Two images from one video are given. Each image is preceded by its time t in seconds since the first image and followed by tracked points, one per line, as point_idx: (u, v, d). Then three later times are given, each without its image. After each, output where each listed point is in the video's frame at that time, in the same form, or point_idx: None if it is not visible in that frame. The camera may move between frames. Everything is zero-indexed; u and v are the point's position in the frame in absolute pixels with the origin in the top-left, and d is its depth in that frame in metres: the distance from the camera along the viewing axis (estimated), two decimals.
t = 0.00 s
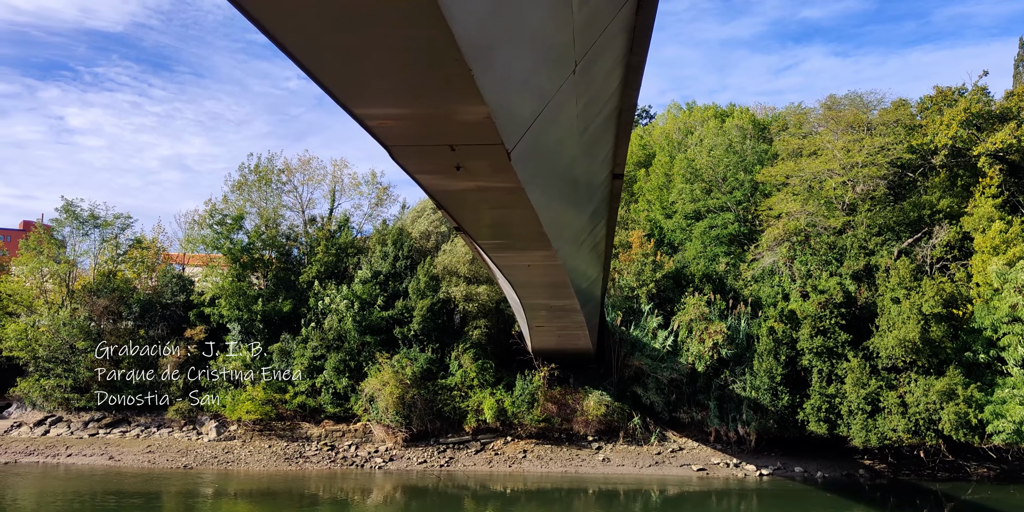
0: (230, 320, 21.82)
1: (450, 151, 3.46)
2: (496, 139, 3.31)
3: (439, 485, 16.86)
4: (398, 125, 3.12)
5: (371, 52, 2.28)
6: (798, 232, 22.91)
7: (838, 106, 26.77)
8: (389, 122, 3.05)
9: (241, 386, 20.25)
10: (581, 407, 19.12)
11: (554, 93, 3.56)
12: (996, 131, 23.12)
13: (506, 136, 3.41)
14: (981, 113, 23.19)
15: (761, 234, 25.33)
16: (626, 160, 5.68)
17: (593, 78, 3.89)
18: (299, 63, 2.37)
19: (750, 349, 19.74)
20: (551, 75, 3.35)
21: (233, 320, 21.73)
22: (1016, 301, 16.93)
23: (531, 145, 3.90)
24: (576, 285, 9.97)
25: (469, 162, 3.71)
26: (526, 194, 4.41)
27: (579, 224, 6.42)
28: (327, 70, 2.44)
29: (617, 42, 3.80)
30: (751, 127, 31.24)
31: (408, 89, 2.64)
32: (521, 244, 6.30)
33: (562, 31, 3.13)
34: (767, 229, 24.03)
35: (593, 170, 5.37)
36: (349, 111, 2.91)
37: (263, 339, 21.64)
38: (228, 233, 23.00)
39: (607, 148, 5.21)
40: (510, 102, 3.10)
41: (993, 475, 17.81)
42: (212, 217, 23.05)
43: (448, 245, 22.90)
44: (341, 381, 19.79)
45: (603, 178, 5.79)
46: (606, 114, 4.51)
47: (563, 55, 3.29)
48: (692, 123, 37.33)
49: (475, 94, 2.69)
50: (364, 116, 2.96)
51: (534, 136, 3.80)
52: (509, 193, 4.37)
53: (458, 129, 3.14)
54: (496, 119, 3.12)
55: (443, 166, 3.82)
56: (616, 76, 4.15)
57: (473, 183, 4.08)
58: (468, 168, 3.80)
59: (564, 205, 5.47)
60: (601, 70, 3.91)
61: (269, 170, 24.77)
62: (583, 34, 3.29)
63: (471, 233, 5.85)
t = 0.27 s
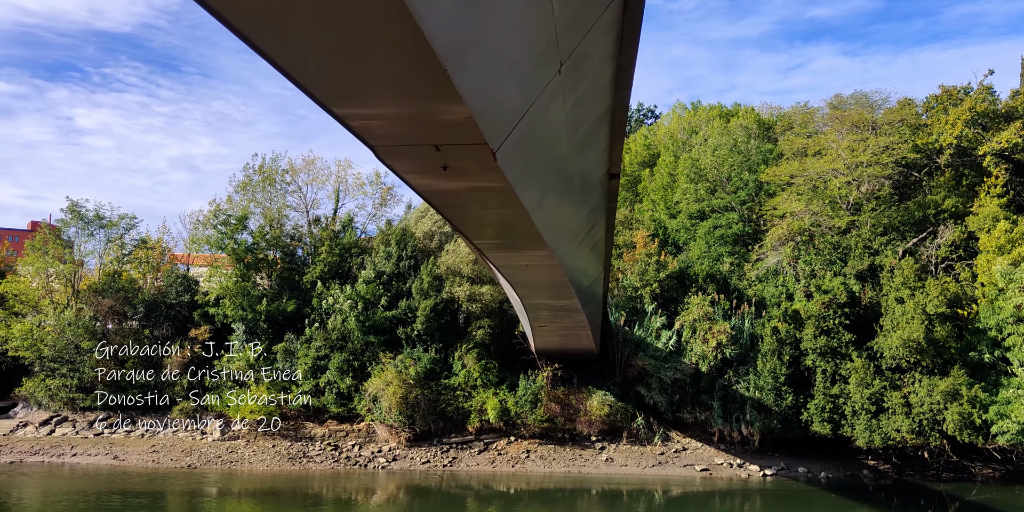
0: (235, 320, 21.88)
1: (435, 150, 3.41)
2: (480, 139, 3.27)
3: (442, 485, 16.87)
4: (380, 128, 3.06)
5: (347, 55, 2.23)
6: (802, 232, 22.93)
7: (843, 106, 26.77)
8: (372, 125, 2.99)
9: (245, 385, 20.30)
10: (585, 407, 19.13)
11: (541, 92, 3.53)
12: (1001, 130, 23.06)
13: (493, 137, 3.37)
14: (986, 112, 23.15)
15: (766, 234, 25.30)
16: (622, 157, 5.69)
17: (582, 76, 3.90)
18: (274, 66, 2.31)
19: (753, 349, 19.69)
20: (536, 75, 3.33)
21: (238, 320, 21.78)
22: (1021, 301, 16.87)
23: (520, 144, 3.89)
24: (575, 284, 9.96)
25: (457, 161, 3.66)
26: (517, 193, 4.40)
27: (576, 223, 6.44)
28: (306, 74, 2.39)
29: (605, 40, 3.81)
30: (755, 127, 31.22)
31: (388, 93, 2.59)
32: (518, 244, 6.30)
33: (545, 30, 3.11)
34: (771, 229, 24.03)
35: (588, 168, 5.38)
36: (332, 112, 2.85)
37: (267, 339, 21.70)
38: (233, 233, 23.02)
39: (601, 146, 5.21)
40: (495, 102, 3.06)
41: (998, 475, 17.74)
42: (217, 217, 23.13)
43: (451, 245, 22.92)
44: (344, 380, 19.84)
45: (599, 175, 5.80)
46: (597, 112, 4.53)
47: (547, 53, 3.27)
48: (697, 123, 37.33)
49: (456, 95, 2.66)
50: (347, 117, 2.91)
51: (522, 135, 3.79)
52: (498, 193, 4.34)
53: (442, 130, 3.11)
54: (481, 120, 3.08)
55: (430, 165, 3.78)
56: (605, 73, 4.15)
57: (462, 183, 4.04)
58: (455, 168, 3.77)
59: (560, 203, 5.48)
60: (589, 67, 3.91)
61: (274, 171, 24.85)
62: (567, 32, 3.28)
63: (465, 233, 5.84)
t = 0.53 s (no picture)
0: (235, 320, 21.89)
1: (416, 151, 3.39)
2: (460, 140, 3.25)
3: (442, 485, 16.87)
4: (359, 127, 3.04)
5: (314, 55, 2.21)
6: (803, 232, 22.95)
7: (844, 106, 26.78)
8: (349, 124, 2.97)
9: (246, 385, 20.31)
10: (585, 407, 19.13)
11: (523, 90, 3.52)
12: (1003, 130, 23.04)
13: (474, 138, 3.35)
14: (987, 112, 23.13)
15: (767, 233, 25.30)
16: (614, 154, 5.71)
17: (566, 73, 3.91)
18: (242, 65, 2.29)
19: (754, 349, 19.69)
20: (516, 74, 3.32)
21: (239, 321, 21.79)
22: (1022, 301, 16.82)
23: (506, 143, 3.88)
24: (572, 284, 9.97)
25: (440, 161, 3.65)
26: (505, 192, 4.41)
27: (570, 221, 6.45)
28: (275, 73, 2.38)
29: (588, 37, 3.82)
30: (756, 127, 31.23)
31: (360, 93, 2.58)
32: (511, 243, 6.28)
33: (523, 27, 3.11)
34: (772, 229, 24.04)
35: (580, 166, 5.39)
36: (308, 113, 2.84)
37: (268, 339, 21.72)
38: (234, 233, 23.04)
39: (591, 143, 5.23)
40: (473, 103, 3.04)
41: (999, 475, 17.72)
42: (218, 217, 23.16)
43: (451, 245, 22.92)
44: (345, 380, 19.84)
45: (592, 173, 5.82)
46: (588, 110, 4.55)
47: (527, 52, 3.26)
48: (699, 123, 37.35)
49: (430, 95, 2.64)
50: (323, 118, 2.90)
51: (507, 135, 3.78)
52: (486, 193, 4.33)
53: (420, 131, 3.08)
54: (460, 121, 3.05)
55: (413, 166, 3.75)
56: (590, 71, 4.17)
57: (446, 183, 4.02)
58: (439, 168, 3.75)
59: (552, 201, 5.50)
60: (573, 64, 3.92)
61: (275, 171, 24.87)
62: (546, 29, 3.29)
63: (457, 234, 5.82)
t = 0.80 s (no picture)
0: (236, 321, 21.92)
1: (397, 152, 3.39)
2: (440, 140, 3.25)
3: (441, 485, 16.88)
4: (337, 126, 3.05)
5: (282, 55, 2.23)
6: (803, 232, 22.98)
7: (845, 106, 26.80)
8: (327, 123, 2.97)
9: (246, 385, 20.33)
10: (584, 407, 19.14)
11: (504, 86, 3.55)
12: (1003, 130, 23.01)
13: (455, 138, 3.34)
14: (987, 111, 23.12)
15: (767, 233, 25.30)
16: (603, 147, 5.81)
17: (551, 69, 4.01)
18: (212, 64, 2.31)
19: (753, 349, 19.71)
20: (494, 74, 3.38)
21: (239, 321, 21.81)
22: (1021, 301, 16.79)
23: (493, 140, 3.93)
24: (566, 285, 10.02)
25: (423, 162, 3.65)
26: (494, 191, 4.44)
27: (561, 218, 6.52)
28: (245, 72, 2.38)
29: (568, 35, 3.92)
30: (757, 127, 31.25)
31: (333, 91, 2.58)
32: (504, 243, 6.32)
33: (498, 29, 3.19)
34: (772, 229, 24.06)
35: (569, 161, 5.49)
36: (284, 112, 2.85)
37: (268, 339, 21.75)
38: (234, 234, 23.07)
39: (579, 135, 5.33)
40: (451, 101, 3.04)
41: (999, 475, 17.74)
42: (218, 218, 23.23)
43: (451, 245, 22.93)
44: (345, 381, 19.86)
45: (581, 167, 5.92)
46: (574, 101, 4.68)
47: (504, 52, 3.34)
48: (700, 122, 37.35)
49: (405, 97, 2.66)
50: (300, 117, 2.90)
51: (492, 132, 3.84)
52: (474, 193, 4.35)
53: (400, 133, 3.10)
54: (438, 120, 3.05)
55: (395, 167, 3.76)
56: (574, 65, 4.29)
57: (431, 183, 4.03)
58: (422, 169, 3.75)
59: (543, 198, 5.58)
60: (555, 62, 4.03)
61: (275, 172, 24.92)
62: (523, 30, 3.38)
63: (448, 233, 5.82)
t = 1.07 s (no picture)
0: (236, 321, 21.93)
1: (380, 154, 3.40)
2: (423, 142, 3.26)
3: (441, 486, 16.88)
4: (318, 129, 3.05)
5: (253, 56, 2.22)
6: (803, 232, 22.99)
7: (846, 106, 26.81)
8: (307, 126, 2.98)
9: (246, 385, 20.35)
10: (584, 408, 19.14)
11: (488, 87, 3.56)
12: (1005, 129, 22.98)
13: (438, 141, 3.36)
14: (989, 111, 23.09)
15: (768, 233, 25.30)
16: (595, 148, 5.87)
17: (536, 71, 4.06)
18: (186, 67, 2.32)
19: (754, 349, 19.72)
20: (475, 74, 3.39)
21: (240, 321, 21.82)
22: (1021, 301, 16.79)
23: (479, 142, 3.97)
24: (562, 286, 10.04)
25: (408, 165, 3.66)
26: (482, 192, 4.45)
27: (555, 218, 6.57)
28: (220, 75, 2.40)
29: (553, 35, 3.94)
30: (758, 127, 31.29)
31: (310, 95, 2.60)
32: (497, 245, 6.34)
33: (477, 29, 3.20)
34: (773, 229, 24.06)
35: (559, 162, 5.54)
36: (264, 115, 2.87)
37: (269, 339, 21.77)
38: (235, 234, 23.09)
39: (569, 135, 5.39)
40: (432, 104, 3.06)
41: (999, 476, 17.74)
42: (219, 218, 23.27)
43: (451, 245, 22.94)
44: (345, 381, 19.86)
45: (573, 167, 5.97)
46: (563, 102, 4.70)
47: (485, 51, 3.35)
48: (701, 123, 37.38)
49: (383, 100, 2.67)
50: (280, 120, 2.91)
51: (478, 133, 3.87)
52: (463, 195, 4.36)
53: (381, 136, 3.12)
54: (419, 123, 3.06)
55: (380, 169, 3.75)
56: (561, 67, 4.35)
57: (417, 184, 4.03)
58: (407, 171, 3.76)
59: (535, 198, 5.60)
60: (541, 62, 4.05)
61: (277, 172, 24.96)
62: (503, 30, 3.40)
63: (439, 234, 5.84)
